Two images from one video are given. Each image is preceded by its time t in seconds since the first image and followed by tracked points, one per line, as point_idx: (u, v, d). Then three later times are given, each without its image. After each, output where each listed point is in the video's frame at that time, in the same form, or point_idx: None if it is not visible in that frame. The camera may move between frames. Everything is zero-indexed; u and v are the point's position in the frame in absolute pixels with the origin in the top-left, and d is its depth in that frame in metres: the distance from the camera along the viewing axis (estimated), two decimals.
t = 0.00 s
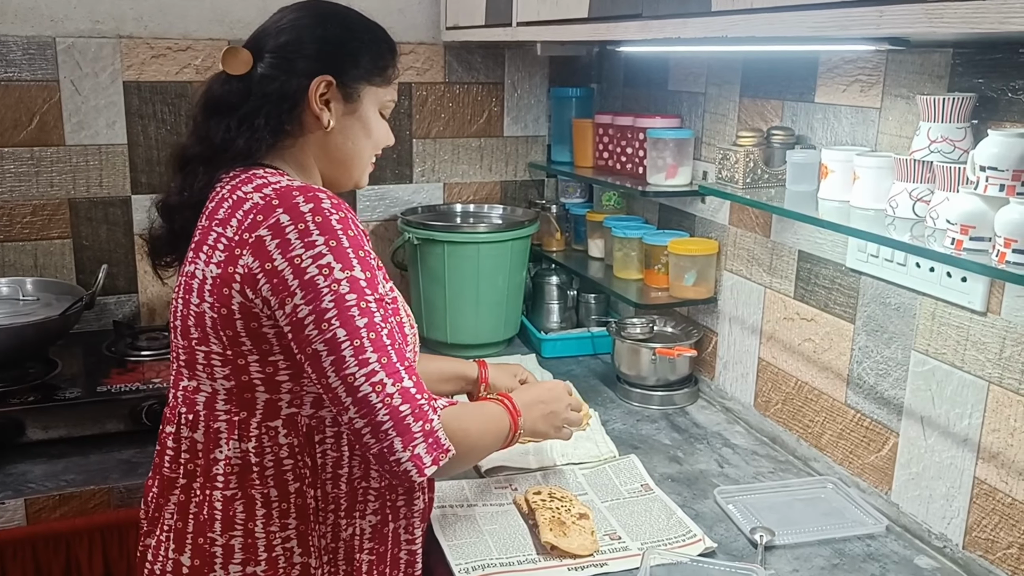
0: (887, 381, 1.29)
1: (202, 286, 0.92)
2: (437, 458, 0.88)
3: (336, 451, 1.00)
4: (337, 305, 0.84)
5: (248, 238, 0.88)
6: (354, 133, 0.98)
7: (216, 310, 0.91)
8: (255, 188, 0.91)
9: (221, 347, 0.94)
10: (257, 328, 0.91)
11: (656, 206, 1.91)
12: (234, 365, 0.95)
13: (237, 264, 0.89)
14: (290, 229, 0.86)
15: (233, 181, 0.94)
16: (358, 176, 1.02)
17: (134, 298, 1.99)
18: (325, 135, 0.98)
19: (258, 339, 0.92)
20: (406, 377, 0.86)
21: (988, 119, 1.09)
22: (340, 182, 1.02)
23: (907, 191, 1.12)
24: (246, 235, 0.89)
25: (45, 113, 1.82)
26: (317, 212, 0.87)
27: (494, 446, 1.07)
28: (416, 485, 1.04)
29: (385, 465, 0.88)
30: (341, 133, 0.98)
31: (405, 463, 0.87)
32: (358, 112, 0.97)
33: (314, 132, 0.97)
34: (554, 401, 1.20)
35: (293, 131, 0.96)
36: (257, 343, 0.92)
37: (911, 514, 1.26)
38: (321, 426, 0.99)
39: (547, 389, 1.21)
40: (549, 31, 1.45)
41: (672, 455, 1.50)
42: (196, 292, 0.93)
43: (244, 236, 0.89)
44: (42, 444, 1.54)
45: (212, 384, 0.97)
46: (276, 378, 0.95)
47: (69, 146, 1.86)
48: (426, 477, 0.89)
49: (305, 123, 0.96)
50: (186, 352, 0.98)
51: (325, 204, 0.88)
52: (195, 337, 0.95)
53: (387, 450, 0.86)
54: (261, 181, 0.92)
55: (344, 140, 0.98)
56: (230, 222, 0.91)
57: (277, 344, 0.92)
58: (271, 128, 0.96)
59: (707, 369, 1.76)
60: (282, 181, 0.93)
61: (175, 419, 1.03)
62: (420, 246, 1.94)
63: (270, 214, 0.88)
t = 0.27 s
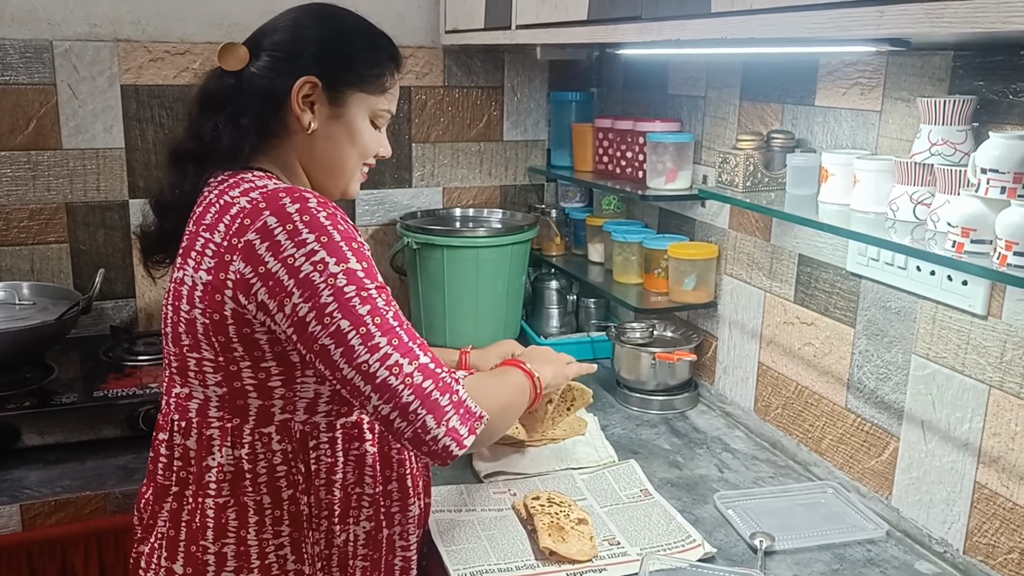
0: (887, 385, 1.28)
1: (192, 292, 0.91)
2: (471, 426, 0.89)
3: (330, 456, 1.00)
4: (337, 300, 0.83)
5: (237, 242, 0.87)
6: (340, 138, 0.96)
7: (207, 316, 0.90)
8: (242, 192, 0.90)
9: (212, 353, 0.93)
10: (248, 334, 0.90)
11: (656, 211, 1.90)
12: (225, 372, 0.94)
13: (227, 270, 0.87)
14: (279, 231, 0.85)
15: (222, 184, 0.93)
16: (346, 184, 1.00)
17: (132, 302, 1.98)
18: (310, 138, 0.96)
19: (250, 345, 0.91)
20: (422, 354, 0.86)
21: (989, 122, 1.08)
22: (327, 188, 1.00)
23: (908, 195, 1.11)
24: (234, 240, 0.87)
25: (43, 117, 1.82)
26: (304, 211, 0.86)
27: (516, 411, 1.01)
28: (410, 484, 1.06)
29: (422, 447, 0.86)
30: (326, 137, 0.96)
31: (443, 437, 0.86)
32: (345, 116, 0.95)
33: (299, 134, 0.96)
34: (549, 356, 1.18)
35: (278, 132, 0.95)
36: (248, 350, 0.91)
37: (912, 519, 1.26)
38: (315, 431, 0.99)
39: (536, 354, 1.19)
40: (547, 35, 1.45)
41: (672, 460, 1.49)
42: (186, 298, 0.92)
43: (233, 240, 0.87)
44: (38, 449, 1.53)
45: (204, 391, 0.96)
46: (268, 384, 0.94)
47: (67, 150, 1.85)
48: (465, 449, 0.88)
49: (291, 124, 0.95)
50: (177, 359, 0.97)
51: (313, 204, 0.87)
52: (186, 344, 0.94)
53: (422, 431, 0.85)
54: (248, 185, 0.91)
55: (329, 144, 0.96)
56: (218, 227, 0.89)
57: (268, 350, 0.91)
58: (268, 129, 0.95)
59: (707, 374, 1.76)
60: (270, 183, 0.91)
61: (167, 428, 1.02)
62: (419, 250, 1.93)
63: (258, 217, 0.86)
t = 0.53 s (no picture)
0: (884, 384, 1.28)
1: (174, 291, 0.90)
2: (433, 445, 0.82)
3: (320, 457, 1.00)
4: (300, 300, 0.80)
5: (214, 240, 0.85)
6: (328, 135, 0.94)
7: (188, 315, 0.89)
8: (225, 190, 0.89)
9: (196, 353, 0.92)
10: (229, 334, 0.89)
11: (653, 209, 1.90)
12: (210, 372, 0.93)
13: (205, 268, 0.86)
14: (253, 229, 0.83)
15: (210, 183, 0.93)
16: (339, 180, 0.98)
17: (126, 301, 1.98)
18: (298, 135, 0.95)
19: (231, 345, 0.89)
20: (383, 362, 0.79)
21: (986, 120, 1.08)
22: (319, 186, 0.98)
23: (905, 193, 1.11)
24: (212, 237, 0.86)
25: (36, 115, 1.81)
26: (282, 209, 0.84)
27: (508, 425, 0.94)
28: (402, 487, 1.06)
29: (378, 461, 0.81)
30: (314, 134, 0.94)
31: (397, 454, 0.80)
32: (333, 113, 0.93)
33: (287, 132, 0.95)
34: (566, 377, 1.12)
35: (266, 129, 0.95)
36: (230, 349, 0.90)
37: (908, 518, 1.25)
38: (303, 432, 0.98)
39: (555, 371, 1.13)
40: (544, 33, 1.44)
41: (669, 459, 1.48)
42: (170, 297, 0.91)
43: (211, 238, 0.86)
44: (32, 449, 1.52)
45: (191, 391, 0.96)
46: (253, 384, 0.93)
47: (60, 148, 1.84)
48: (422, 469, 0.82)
49: (279, 122, 0.95)
50: (165, 358, 0.96)
51: (292, 202, 0.85)
52: (171, 343, 0.94)
53: (376, 445, 0.80)
54: (232, 184, 0.90)
55: (317, 141, 0.95)
56: (200, 225, 0.88)
57: (251, 350, 0.90)
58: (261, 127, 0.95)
59: (704, 372, 1.75)
60: (255, 182, 0.90)
61: (157, 427, 1.02)
62: (414, 249, 1.92)
63: (236, 215, 0.85)
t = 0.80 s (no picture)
0: (888, 384, 1.27)
1: (158, 292, 0.90)
2: (376, 487, 0.81)
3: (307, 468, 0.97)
4: (263, 316, 0.79)
5: (194, 244, 0.85)
6: (331, 135, 0.93)
7: (169, 318, 0.89)
8: (212, 193, 0.88)
9: (180, 357, 0.91)
10: (207, 340, 0.88)
11: (654, 208, 1.89)
12: (193, 376, 0.92)
13: (183, 272, 0.86)
14: (230, 235, 0.83)
15: (202, 183, 0.92)
16: (344, 181, 0.97)
17: (125, 300, 1.97)
18: (300, 135, 0.94)
19: (211, 350, 0.88)
20: (342, 392, 0.79)
21: (991, 118, 1.07)
22: (322, 187, 0.97)
23: (909, 191, 1.10)
24: (192, 241, 0.85)
25: (36, 114, 1.80)
26: (263, 217, 0.83)
27: (474, 497, 0.92)
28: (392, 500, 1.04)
29: (317, 491, 0.81)
30: (317, 133, 0.93)
31: (339, 488, 0.80)
32: (336, 112, 0.92)
33: (290, 132, 0.94)
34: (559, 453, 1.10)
35: (269, 129, 0.94)
36: (210, 355, 0.89)
37: (912, 518, 1.25)
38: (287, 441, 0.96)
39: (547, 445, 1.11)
40: (546, 31, 1.43)
41: (670, 459, 1.48)
42: (155, 297, 0.91)
43: (192, 241, 0.86)
44: (31, 449, 1.51)
45: (177, 393, 0.95)
46: (235, 390, 0.92)
47: (60, 147, 1.84)
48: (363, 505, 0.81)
49: (282, 121, 0.94)
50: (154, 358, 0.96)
51: (275, 211, 0.84)
52: (157, 344, 0.93)
53: (318, 474, 0.80)
54: (221, 186, 0.89)
55: (320, 141, 0.94)
56: (185, 226, 0.88)
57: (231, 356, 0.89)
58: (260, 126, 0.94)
59: (705, 373, 1.75)
60: (245, 184, 0.89)
61: (148, 426, 1.02)
62: (414, 248, 1.92)
63: (217, 219, 0.84)
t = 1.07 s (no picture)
0: (891, 379, 1.27)
1: (154, 290, 0.90)
2: (338, 508, 0.81)
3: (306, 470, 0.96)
4: (245, 322, 0.79)
5: (189, 243, 0.85)
6: (334, 132, 0.93)
7: (164, 317, 0.88)
8: (211, 191, 0.88)
9: (178, 356, 0.90)
10: (202, 340, 0.87)
11: (655, 204, 1.89)
12: (191, 375, 0.91)
13: (176, 271, 0.85)
14: (224, 237, 0.82)
15: (201, 180, 0.91)
16: (344, 179, 0.97)
17: (126, 297, 1.96)
18: (303, 132, 0.93)
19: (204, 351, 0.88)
20: (315, 408, 0.79)
21: (995, 112, 1.07)
22: (324, 183, 0.98)
23: (913, 185, 1.10)
24: (188, 239, 0.85)
25: (35, 109, 1.80)
26: (259, 220, 0.83)
27: (432, 526, 0.92)
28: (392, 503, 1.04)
29: (279, 504, 0.81)
30: (320, 131, 0.93)
31: (300, 504, 0.80)
32: (340, 110, 0.92)
33: (293, 129, 0.94)
34: (512, 495, 1.14)
35: (272, 125, 0.94)
36: (206, 355, 0.88)
37: (915, 514, 1.24)
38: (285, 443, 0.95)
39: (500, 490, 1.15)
40: (547, 25, 1.43)
41: (672, 455, 1.47)
42: (152, 295, 0.90)
43: (187, 240, 0.85)
44: (31, 444, 1.51)
45: (175, 392, 0.94)
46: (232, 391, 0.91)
47: (60, 143, 1.83)
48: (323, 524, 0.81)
49: (284, 117, 0.93)
50: (152, 356, 0.95)
51: (271, 214, 0.84)
52: (154, 343, 0.92)
53: (282, 487, 0.80)
54: (220, 184, 0.89)
55: (323, 139, 0.93)
56: (182, 225, 0.88)
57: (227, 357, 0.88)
58: (258, 121, 0.93)
59: (707, 369, 1.74)
60: (242, 184, 0.89)
61: (145, 423, 1.01)
62: (415, 245, 1.91)
63: (214, 219, 0.84)
